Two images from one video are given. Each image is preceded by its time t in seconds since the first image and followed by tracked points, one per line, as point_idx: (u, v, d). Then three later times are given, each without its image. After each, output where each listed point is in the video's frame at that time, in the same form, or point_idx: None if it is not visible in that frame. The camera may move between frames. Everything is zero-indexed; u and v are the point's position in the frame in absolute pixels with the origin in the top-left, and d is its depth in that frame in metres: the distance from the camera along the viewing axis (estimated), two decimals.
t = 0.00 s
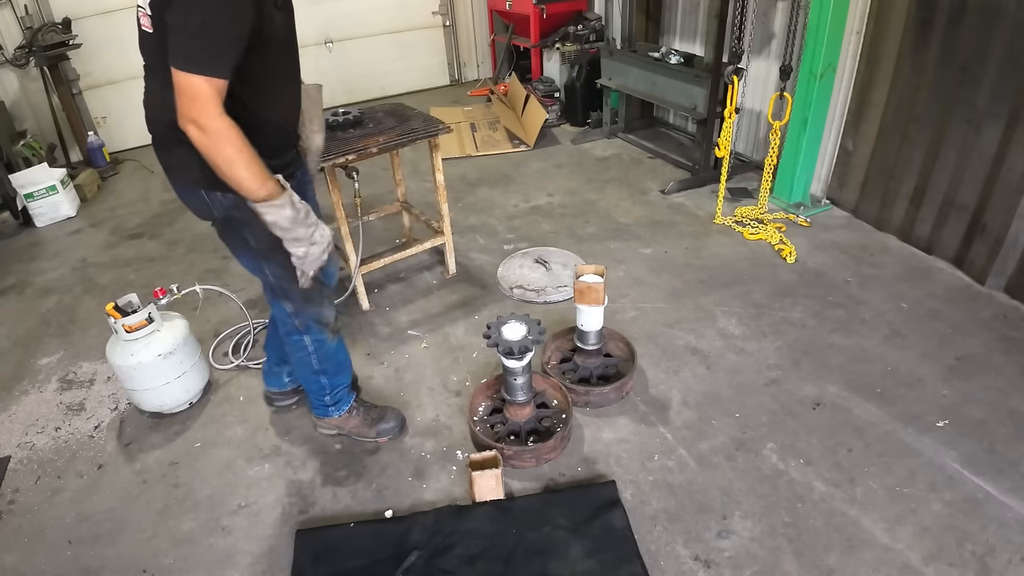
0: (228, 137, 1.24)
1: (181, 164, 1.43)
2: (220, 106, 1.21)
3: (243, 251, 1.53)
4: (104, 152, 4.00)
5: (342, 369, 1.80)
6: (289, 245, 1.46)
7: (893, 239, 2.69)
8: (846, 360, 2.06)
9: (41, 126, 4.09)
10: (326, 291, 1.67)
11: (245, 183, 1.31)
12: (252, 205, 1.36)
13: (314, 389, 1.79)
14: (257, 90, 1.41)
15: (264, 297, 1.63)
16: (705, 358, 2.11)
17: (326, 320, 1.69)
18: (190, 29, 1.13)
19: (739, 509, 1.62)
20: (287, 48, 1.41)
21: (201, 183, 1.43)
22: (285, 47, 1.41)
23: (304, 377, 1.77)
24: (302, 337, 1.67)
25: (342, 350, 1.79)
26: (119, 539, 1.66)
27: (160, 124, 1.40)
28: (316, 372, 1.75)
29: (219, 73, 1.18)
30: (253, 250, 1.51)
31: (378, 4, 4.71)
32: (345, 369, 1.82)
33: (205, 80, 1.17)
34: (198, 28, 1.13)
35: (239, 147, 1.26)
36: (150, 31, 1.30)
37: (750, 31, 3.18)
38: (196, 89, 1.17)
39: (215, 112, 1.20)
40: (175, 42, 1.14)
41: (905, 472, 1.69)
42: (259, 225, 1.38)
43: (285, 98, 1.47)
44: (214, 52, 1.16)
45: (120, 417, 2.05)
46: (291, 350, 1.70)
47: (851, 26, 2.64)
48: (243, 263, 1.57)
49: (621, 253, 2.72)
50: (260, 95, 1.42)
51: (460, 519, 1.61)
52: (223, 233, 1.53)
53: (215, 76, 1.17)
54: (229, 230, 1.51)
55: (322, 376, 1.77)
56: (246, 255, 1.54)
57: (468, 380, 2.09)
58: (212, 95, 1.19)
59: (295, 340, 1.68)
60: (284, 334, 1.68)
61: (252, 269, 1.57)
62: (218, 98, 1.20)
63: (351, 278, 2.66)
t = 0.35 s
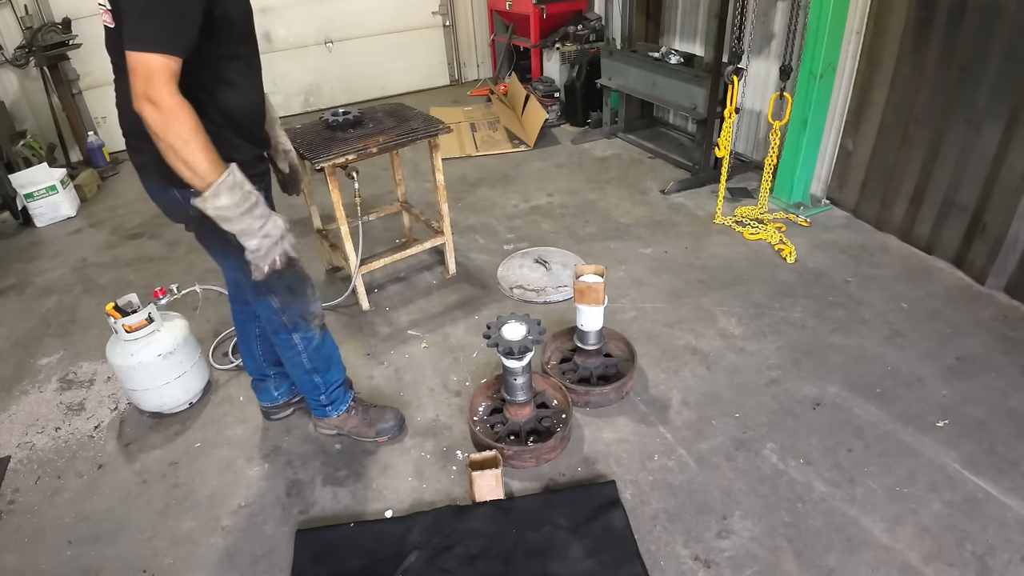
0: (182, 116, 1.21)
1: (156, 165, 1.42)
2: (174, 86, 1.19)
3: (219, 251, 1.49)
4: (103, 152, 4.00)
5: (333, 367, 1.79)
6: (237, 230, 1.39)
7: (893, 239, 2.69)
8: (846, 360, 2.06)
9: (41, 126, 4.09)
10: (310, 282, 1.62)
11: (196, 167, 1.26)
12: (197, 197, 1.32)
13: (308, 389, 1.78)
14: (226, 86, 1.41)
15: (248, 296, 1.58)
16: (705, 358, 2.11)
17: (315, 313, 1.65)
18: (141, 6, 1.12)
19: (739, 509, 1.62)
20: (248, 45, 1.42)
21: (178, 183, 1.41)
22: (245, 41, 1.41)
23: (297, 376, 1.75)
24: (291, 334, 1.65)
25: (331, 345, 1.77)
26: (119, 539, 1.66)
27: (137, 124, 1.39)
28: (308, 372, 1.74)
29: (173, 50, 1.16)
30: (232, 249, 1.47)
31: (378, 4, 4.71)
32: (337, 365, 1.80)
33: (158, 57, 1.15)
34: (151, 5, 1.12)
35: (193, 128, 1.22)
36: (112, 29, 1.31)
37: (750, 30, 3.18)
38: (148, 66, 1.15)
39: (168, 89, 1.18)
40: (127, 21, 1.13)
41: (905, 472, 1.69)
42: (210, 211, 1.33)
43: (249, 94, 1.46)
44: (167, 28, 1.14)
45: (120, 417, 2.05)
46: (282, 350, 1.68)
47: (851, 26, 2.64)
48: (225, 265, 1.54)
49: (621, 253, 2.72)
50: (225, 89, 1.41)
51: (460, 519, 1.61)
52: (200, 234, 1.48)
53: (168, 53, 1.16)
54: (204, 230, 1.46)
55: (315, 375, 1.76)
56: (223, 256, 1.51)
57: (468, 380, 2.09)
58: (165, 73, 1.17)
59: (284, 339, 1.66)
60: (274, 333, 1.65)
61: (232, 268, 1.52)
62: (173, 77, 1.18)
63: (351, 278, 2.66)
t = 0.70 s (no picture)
0: (163, 105, 1.21)
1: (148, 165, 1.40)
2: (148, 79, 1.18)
3: (219, 254, 1.48)
4: (103, 152, 4.00)
5: (324, 384, 1.74)
6: (254, 177, 1.42)
7: (893, 239, 2.69)
8: (846, 360, 2.06)
9: (41, 126, 4.08)
10: (309, 288, 1.62)
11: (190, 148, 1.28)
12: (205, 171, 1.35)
13: (295, 409, 1.72)
14: (209, 80, 1.35)
15: (247, 303, 1.56)
16: (705, 358, 2.11)
17: (314, 321, 1.63)
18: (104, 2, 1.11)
19: (739, 509, 1.62)
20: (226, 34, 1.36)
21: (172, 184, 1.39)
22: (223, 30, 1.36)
23: (286, 394, 1.69)
24: (289, 342, 1.61)
25: (323, 360, 1.74)
26: (119, 539, 1.66)
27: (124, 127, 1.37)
28: (299, 387, 1.69)
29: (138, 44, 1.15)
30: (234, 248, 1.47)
31: (379, 4, 4.71)
32: (327, 383, 1.76)
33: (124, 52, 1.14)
34: (112, 0, 1.11)
35: (178, 116, 1.23)
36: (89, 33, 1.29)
37: (750, 30, 3.18)
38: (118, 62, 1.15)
39: (142, 84, 1.17)
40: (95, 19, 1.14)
41: (905, 472, 1.69)
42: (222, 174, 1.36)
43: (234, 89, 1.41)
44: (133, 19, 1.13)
45: (120, 417, 2.05)
46: (275, 361, 1.64)
47: (851, 26, 2.64)
48: (225, 272, 1.52)
49: (621, 253, 2.72)
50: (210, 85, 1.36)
51: (460, 519, 1.61)
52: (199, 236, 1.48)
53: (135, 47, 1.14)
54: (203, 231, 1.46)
55: (306, 391, 1.71)
56: (223, 260, 1.49)
57: (469, 380, 2.08)
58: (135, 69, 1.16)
59: (281, 348, 1.62)
60: (270, 342, 1.61)
61: (232, 273, 1.51)
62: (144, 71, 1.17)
63: (351, 279, 2.66)
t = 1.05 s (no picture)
0: (174, 111, 1.21)
1: (146, 168, 1.40)
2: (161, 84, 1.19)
3: (218, 256, 1.49)
4: (103, 152, 4.00)
5: (324, 386, 1.75)
6: (261, 185, 1.44)
7: (893, 240, 2.69)
8: (846, 360, 2.06)
9: (41, 126, 4.08)
10: (306, 294, 1.62)
11: (202, 155, 1.29)
12: (211, 181, 1.36)
13: (296, 411, 1.72)
14: (210, 81, 1.35)
15: (244, 306, 1.56)
16: (705, 358, 2.11)
17: (310, 326, 1.64)
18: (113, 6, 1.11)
19: (739, 509, 1.62)
20: (223, 33, 1.36)
21: (170, 186, 1.39)
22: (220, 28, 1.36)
23: (285, 396, 1.70)
24: (286, 346, 1.61)
25: (321, 363, 1.75)
26: (119, 539, 1.66)
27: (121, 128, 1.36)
28: (298, 390, 1.69)
29: (152, 47, 1.15)
30: (232, 250, 1.46)
31: (379, 3, 4.71)
32: (326, 385, 1.76)
33: (137, 58, 1.14)
34: (115, 8, 1.11)
35: (188, 121, 1.24)
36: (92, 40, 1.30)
37: (750, 30, 3.18)
38: (131, 69, 1.14)
39: (154, 90, 1.17)
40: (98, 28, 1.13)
41: (905, 472, 1.69)
42: (227, 190, 1.38)
43: (235, 88, 1.41)
44: (146, 22, 1.13)
45: (120, 417, 2.05)
46: (273, 364, 1.64)
47: (851, 26, 2.64)
48: (224, 273, 1.53)
49: (621, 253, 2.72)
50: (211, 86, 1.35)
51: (460, 519, 1.61)
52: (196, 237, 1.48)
53: (148, 50, 1.14)
54: (203, 232, 1.45)
55: (305, 394, 1.71)
56: (223, 261, 1.50)
57: (469, 380, 2.09)
58: (150, 74, 1.16)
59: (278, 351, 1.62)
60: (267, 345, 1.61)
61: (231, 275, 1.51)
62: (158, 76, 1.18)
63: (351, 278, 2.66)
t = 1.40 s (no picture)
0: (167, 116, 1.21)
1: (140, 170, 1.40)
2: (154, 87, 1.19)
3: (211, 258, 1.50)
4: (103, 153, 4.00)
5: (322, 386, 1.75)
6: (253, 190, 1.43)
7: (893, 239, 2.69)
8: (846, 360, 2.06)
9: (41, 126, 4.08)
10: (300, 292, 1.62)
11: (193, 159, 1.29)
12: (203, 184, 1.35)
13: (294, 411, 1.72)
14: (205, 85, 1.35)
15: (239, 306, 1.56)
16: (705, 358, 2.11)
17: (306, 324, 1.64)
18: (108, 10, 1.11)
19: (739, 509, 1.62)
20: (219, 38, 1.36)
21: (164, 187, 1.38)
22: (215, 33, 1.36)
23: (284, 396, 1.70)
24: (282, 345, 1.62)
25: (319, 362, 1.75)
26: (119, 539, 1.66)
27: (116, 129, 1.36)
28: (296, 389, 1.69)
29: (145, 51, 1.15)
30: (227, 251, 1.46)
31: (379, 3, 4.71)
32: (324, 383, 1.76)
33: (131, 61, 1.14)
34: (110, 12, 1.11)
35: (181, 125, 1.24)
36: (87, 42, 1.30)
37: (750, 29, 3.18)
38: (125, 73, 1.14)
39: (147, 94, 1.17)
40: (93, 32, 1.13)
41: (905, 472, 1.69)
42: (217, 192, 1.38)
43: (230, 92, 1.41)
44: (140, 27, 1.13)
45: (120, 417, 2.05)
46: (270, 364, 1.64)
47: (851, 26, 2.64)
48: (217, 274, 1.53)
49: (621, 253, 2.72)
50: (204, 90, 1.35)
51: (460, 519, 1.61)
52: (192, 238, 1.47)
53: (143, 54, 1.14)
54: (198, 232, 1.45)
55: (303, 393, 1.71)
56: (217, 262, 1.50)
57: (469, 380, 2.08)
58: (144, 78, 1.16)
59: (274, 350, 1.62)
60: (262, 345, 1.61)
61: (224, 276, 1.51)
62: (152, 79, 1.18)
63: (351, 278, 2.66)
